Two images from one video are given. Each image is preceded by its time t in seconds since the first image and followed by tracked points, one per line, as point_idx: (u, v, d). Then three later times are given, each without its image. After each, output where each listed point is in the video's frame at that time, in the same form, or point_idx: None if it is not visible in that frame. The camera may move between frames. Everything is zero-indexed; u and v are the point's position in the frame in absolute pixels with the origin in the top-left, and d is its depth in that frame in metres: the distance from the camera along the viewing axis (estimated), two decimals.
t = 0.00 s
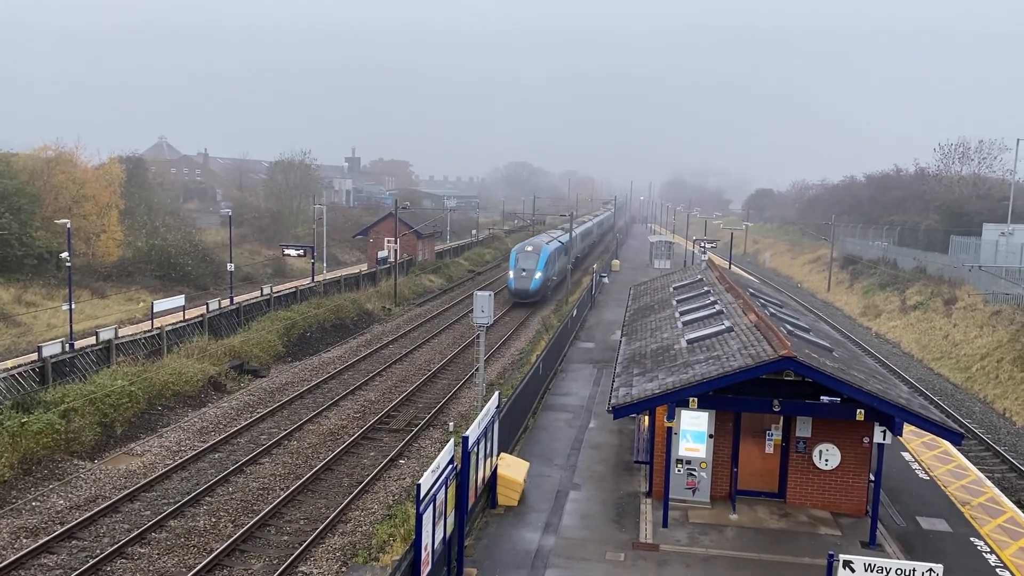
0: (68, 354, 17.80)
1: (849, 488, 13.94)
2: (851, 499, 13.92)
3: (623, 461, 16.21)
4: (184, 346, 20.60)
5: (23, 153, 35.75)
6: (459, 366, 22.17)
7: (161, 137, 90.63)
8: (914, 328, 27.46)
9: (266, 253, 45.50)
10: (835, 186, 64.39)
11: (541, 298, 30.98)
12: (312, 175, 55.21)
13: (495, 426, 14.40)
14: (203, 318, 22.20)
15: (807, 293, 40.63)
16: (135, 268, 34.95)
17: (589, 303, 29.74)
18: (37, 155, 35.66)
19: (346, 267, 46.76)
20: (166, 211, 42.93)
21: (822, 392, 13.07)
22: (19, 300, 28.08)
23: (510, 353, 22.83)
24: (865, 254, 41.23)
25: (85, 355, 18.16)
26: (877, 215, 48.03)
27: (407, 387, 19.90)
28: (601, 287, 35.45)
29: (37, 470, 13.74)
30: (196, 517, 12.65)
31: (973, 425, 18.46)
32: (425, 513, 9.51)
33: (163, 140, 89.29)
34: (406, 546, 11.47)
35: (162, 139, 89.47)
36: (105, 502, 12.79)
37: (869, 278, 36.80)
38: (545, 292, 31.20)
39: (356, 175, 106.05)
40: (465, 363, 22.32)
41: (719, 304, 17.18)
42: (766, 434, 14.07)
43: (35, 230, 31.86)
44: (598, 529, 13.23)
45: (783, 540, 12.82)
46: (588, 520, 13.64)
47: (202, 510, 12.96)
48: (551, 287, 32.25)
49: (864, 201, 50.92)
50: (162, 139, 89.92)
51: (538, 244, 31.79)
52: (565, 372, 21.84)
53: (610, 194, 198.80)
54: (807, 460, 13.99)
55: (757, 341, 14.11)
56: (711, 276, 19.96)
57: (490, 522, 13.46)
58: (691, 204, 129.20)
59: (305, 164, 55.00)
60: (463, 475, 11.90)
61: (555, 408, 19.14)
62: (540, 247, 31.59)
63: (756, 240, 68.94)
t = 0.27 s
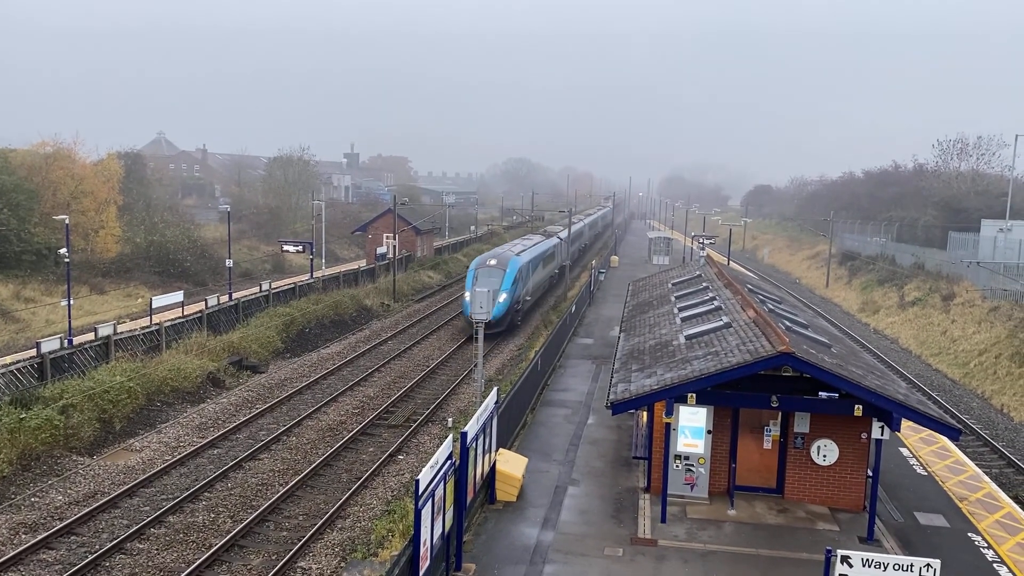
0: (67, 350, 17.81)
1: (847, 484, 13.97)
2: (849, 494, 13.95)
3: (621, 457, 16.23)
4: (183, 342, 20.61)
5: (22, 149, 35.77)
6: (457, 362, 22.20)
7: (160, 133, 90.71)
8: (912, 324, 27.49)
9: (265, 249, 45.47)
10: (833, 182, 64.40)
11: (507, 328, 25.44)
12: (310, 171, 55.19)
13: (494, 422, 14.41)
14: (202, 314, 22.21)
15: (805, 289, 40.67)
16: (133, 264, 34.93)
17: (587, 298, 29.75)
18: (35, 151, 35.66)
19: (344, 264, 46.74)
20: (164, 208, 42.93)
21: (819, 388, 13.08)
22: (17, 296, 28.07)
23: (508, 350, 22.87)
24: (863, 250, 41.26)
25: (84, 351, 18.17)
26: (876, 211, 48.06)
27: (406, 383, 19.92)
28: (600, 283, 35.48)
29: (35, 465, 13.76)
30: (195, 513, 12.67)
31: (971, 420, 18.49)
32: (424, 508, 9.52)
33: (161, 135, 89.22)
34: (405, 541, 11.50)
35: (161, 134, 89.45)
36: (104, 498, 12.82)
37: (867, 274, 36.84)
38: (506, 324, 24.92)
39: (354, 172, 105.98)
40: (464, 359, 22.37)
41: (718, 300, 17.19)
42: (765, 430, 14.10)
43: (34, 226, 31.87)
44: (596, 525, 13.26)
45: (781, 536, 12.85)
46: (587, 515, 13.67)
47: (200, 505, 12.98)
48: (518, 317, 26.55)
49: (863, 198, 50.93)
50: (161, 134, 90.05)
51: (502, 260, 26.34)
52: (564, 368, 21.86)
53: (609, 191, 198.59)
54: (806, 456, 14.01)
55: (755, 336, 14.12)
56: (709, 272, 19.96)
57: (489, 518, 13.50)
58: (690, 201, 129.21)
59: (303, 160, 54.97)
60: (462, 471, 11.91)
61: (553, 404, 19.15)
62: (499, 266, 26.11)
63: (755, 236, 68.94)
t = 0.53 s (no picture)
0: (67, 347, 17.84)
1: (846, 480, 13.99)
2: (848, 491, 13.97)
3: (621, 453, 16.26)
4: (183, 339, 20.62)
5: (21, 146, 35.76)
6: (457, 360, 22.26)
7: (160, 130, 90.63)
8: (912, 321, 27.52)
9: (265, 246, 45.46)
10: (833, 179, 64.42)
11: (442, 389, 18.67)
12: (310, 169, 55.23)
13: (493, 418, 14.43)
14: (201, 311, 22.22)
15: (805, 286, 40.71)
16: (133, 261, 34.94)
17: (587, 296, 29.77)
18: (35, 148, 35.66)
19: (344, 261, 46.76)
20: (164, 204, 42.92)
21: (819, 385, 13.10)
22: (17, 293, 28.09)
23: (508, 347, 22.90)
24: (863, 247, 41.30)
25: (83, 348, 18.19)
26: (875, 208, 48.08)
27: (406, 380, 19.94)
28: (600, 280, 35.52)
29: (35, 462, 13.78)
30: (195, 510, 12.69)
31: (970, 417, 18.51)
32: (424, 505, 9.54)
33: (161, 132, 89.19)
34: (405, 538, 11.53)
35: (161, 131, 89.40)
36: (104, 494, 12.84)
37: (866, 271, 36.87)
38: (443, 379, 18.13)
39: (354, 169, 105.95)
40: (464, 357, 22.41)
41: (718, 297, 17.20)
42: (764, 427, 14.11)
43: (34, 223, 31.88)
44: (596, 521, 13.28)
45: (780, 532, 12.88)
46: (586, 511, 13.69)
47: (200, 502, 12.99)
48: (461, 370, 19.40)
49: (862, 195, 50.93)
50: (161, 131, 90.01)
51: (439, 290, 19.02)
52: (564, 365, 21.89)
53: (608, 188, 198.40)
54: (805, 452, 14.03)
55: (755, 333, 14.14)
56: (709, 270, 19.97)
57: (488, 514, 13.52)
58: (689, 198, 129.25)
59: (303, 157, 54.98)
60: (461, 467, 11.93)
61: (553, 401, 19.16)
62: (434, 302, 18.42)
63: (755, 233, 68.99)
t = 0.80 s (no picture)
0: (67, 344, 17.84)
1: (846, 477, 14.00)
2: (848, 488, 13.98)
3: (621, 451, 16.25)
4: (183, 337, 20.61)
5: (21, 142, 35.75)
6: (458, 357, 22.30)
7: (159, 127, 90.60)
8: (912, 318, 27.50)
9: (264, 243, 45.44)
10: (833, 176, 64.40)
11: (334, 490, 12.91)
12: (310, 166, 55.23)
13: (493, 415, 14.43)
14: (201, 308, 22.20)
15: (804, 283, 40.72)
16: (133, 258, 34.92)
17: (587, 293, 29.76)
18: (34, 145, 35.65)
19: (344, 258, 46.77)
20: (163, 201, 42.91)
21: (819, 382, 13.10)
22: (17, 290, 28.07)
23: (508, 345, 22.91)
24: (863, 245, 41.29)
25: (83, 345, 18.19)
26: (875, 205, 48.05)
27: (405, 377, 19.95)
28: (600, 277, 35.50)
29: (35, 459, 13.78)
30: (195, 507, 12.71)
31: (970, 415, 18.52)
32: (424, 502, 9.53)
33: (161, 129, 89.17)
34: (405, 534, 11.54)
35: (161, 129, 89.37)
36: (104, 492, 12.84)
37: (867, 268, 36.85)
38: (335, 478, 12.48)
39: (354, 166, 105.92)
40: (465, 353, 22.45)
41: (718, 295, 17.20)
42: (764, 424, 14.12)
43: (33, 220, 31.86)
44: (596, 519, 13.28)
45: (780, 529, 12.88)
46: (586, 508, 13.70)
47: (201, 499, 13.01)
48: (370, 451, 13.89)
49: (862, 192, 50.88)
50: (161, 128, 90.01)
51: (283, 366, 10.91)
52: (563, 362, 21.88)
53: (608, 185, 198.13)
54: (804, 449, 14.04)
55: (755, 330, 14.15)
56: (709, 267, 19.95)
57: (488, 512, 13.52)
58: (689, 196, 129.19)
59: (302, 154, 54.94)
60: (461, 464, 11.92)
61: (553, 398, 19.16)
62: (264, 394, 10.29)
63: (755, 230, 68.98)
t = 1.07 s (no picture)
0: (67, 342, 17.85)
1: (847, 476, 14.00)
2: (848, 487, 13.99)
3: (621, 449, 16.25)
4: (183, 334, 20.62)
5: (21, 140, 35.75)
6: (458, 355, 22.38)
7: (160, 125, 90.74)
8: (913, 317, 27.49)
9: (265, 241, 45.46)
10: (833, 175, 64.43)
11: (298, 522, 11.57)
12: (311, 164, 55.30)
13: (494, 414, 14.43)
14: (202, 307, 22.19)
15: (805, 282, 40.74)
16: (134, 256, 34.90)
17: (587, 291, 29.76)
18: (35, 143, 35.65)
19: (345, 255, 46.79)
20: (164, 199, 42.93)
21: (819, 381, 13.09)
22: (17, 287, 28.06)
23: (508, 343, 22.96)
24: (863, 243, 41.30)
25: (84, 343, 18.20)
26: (875, 204, 48.06)
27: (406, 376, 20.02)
28: (601, 275, 35.53)
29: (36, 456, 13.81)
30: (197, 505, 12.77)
31: (971, 413, 18.52)
32: (424, 500, 9.53)
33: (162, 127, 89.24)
34: (406, 532, 11.53)
35: (162, 127, 89.47)
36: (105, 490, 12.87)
37: (868, 267, 36.84)
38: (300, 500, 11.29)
39: (354, 164, 106.00)
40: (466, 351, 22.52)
41: (718, 293, 17.20)
42: (764, 423, 14.12)
43: (34, 218, 31.86)
44: (596, 517, 13.28)
45: (780, 528, 12.88)
46: (586, 507, 13.70)
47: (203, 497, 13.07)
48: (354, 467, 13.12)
49: (863, 190, 50.89)
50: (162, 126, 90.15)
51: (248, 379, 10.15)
52: (564, 360, 21.89)
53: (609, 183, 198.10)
54: (805, 448, 14.04)
55: (755, 329, 14.15)
56: (710, 266, 19.95)
57: (489, 510, 13.52)
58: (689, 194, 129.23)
59: (303, 152, 54.97)
60: (462, 462, 11.91)
61: (553, 396, 19.16)
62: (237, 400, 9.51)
63: (755, 229, 69.01)
